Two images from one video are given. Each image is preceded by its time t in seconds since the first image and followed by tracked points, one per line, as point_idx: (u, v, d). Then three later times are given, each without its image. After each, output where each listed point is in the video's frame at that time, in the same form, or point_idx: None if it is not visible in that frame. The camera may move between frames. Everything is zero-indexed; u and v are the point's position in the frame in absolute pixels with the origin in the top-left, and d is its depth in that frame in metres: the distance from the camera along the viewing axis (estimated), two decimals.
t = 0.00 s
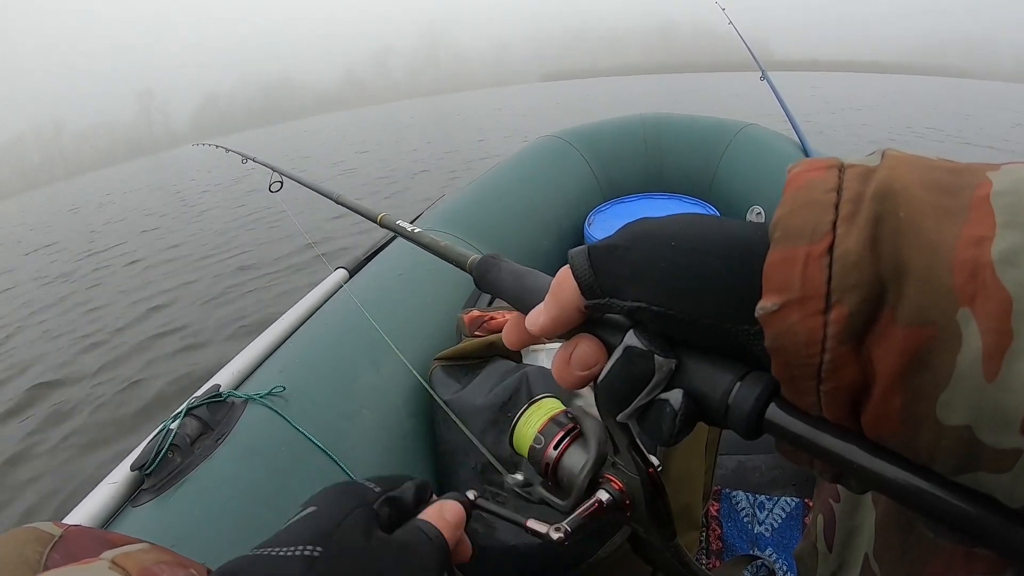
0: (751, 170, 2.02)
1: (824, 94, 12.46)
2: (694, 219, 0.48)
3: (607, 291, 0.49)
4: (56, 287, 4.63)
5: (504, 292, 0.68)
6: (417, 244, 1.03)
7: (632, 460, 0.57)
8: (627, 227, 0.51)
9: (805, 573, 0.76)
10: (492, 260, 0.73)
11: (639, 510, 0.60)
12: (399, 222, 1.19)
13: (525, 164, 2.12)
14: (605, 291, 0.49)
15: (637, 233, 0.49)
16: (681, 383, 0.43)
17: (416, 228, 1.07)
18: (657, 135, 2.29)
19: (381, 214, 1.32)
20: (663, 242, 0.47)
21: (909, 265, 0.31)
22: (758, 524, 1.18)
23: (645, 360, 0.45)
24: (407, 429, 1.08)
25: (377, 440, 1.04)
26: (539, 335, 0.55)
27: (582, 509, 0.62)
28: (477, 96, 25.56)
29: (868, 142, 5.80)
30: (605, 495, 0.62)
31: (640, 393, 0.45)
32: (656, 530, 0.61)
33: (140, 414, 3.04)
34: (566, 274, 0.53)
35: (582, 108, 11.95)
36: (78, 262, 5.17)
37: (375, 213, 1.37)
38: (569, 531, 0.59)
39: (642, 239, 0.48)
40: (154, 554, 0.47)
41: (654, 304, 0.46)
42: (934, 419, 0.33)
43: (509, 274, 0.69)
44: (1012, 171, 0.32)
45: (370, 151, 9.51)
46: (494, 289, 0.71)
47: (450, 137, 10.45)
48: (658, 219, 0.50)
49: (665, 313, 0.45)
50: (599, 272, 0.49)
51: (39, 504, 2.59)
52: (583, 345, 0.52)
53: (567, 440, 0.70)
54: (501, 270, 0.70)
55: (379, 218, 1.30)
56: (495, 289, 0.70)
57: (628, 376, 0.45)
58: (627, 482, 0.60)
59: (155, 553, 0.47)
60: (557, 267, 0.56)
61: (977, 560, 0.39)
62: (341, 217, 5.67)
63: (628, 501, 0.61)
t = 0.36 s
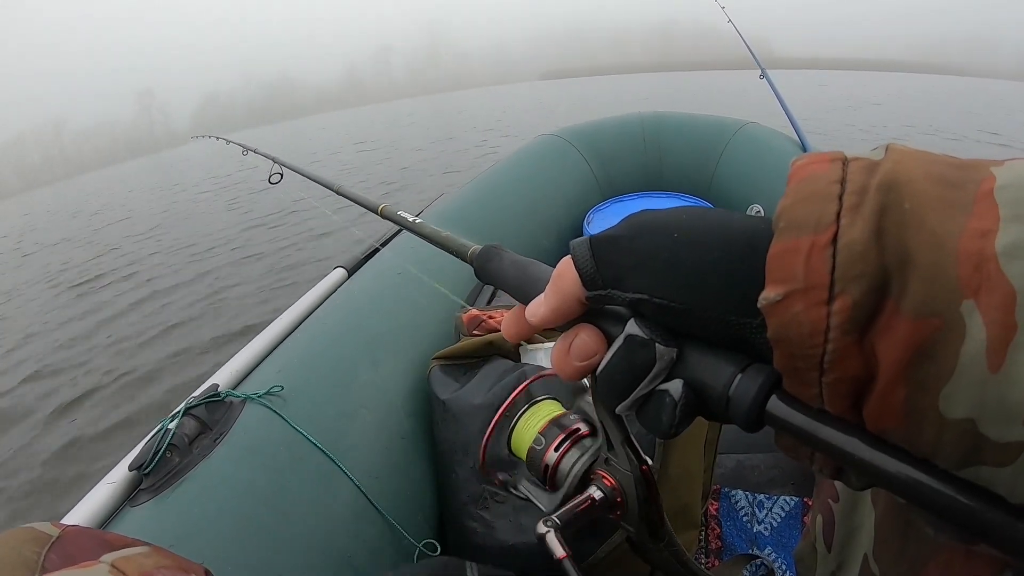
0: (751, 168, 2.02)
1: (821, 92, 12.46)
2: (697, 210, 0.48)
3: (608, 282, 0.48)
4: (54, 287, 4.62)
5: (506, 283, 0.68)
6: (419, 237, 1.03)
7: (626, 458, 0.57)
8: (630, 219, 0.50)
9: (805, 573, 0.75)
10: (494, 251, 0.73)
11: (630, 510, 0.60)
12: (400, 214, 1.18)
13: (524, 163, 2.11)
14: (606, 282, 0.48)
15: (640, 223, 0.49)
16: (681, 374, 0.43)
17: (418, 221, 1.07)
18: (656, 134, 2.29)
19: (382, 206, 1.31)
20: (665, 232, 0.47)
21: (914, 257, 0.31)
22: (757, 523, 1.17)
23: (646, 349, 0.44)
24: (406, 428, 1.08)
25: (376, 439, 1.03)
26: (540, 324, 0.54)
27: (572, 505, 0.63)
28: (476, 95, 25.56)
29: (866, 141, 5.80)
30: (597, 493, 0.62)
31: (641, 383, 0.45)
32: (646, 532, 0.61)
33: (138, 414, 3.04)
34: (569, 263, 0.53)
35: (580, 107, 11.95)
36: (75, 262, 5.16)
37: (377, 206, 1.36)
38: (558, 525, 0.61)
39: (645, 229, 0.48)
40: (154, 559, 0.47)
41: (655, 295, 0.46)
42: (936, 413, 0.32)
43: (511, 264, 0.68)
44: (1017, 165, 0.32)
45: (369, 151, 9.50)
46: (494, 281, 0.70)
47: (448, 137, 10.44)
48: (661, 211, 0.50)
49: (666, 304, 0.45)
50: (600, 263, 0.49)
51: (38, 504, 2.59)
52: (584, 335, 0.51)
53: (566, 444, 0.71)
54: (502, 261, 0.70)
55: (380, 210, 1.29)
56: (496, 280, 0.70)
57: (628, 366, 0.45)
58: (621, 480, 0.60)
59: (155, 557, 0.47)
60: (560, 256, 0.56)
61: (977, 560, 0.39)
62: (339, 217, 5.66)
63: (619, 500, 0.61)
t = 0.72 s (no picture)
0: (750, 168, 2.02)
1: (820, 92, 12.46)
2: (695, 216, 0.48)
3: (606, 289, 0.48)
4: (53, 287, 4.61)
5: (504, 289, 0.67)
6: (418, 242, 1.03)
7: (631, 459, 0.56)
8: (627, 225, 0.50)
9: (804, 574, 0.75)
10: (493, 257, 0.73)
11: (637, 510, 0.60)
12: (400, 219, 1.18)
13: (523, 163, 2.11)
14: (604, 289, 0.48)
15: (637, 229, 0.49)
16: (681, 380, 0.43)
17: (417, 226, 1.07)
18: (655, 133, 2.29)
19: (382, 211, 1.31)
20: (663, 239, 0.47)
21: (911, 261, 0.31)
22: (757, 523, 1.17)
23: (645, 356, 0.44)
24: (405, 429, 1.08)
25: (375, 440, 1.03)
26: (540, 331, 0.54)
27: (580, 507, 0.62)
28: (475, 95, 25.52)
29: (865, 140, 5.81)
30: (604, 494, 0.62)
31: (641, 389, 0.45)
32: (655, 531, 0.61)
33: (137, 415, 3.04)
34: (567, 271, 0.53)
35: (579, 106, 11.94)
36: (74, 263, 5.15)
37: (376, 211, 1.36)
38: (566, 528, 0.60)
39: (642, 235, 0.48)
40: (148, 558, 0.47)
41: (654, 301, 0.46)
42: (935, 417, 0.32)
43: (509, 271, 0.68)
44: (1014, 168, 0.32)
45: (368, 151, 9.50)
46: (493, 286, 0.70)
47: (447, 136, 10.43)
48: (659, 216, 0.50)
49: (665, 310, 0.45)
50: (598, 270, 0.49)
51: (37, 505, 2.58)
52: (583, 341, 0.51)
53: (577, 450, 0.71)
54: (501, 267, 0.70)
55: (380, 216, 1.29)
56: (495, 285, 0.70)
57: (628, 372, 0.45)
58: (625, 482, 0.60)
59: (151, 557, 0.47)
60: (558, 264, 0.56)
61: (976, 562, 0.39)
62: (338, 217, 5.66)
63: (626, 500, 0.61)
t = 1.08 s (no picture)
0: (750, 167, 2.02)
1: (820, 91, 12.46)
2: (696, 223, 0.48)
3: (607, 297, 0.48)
4: (52, 287, 4.60)
5: (504, 295, 0.67)
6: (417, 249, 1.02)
7: (627, 469, 0.56)
8: (627, 233, 0.50)
9: None
10: (493, 262, 0.73)
11: (632, 520, 0.60)
12: (399, 226, 1.17)
13: (522, 162, 2.11)
14: (605, 297, 0.48)
15: (638, 237, 0.49)
16: (683, 386, 0.43)
17: (416, 232, 1.06)
18: (655, 132, 2.28)
19: (381, 217, 1.30)
20: (664, 246, 0.47)
21: (915, 266, 0.31)
22: (757, 523, 1.17)
23: (646, 362, 0.44)
24: (405, 430, 1.07)
25: (375, 441, 1.03)
26: (539, 341, 0.54)
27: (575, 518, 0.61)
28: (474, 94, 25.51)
29: (865, 139, 5.80)
30: (599, 506, 0.61)
31: (642, 396, 0.44)
32: (648, 543, 0.61)
33: (137, 415, 3.03)
34: (567, 279, 0.53)
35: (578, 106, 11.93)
36: (73, 263, 5.14)
37: (374, 217, 1.36)
38: (563, 537, 0.59)
39: (643, 243, 0.48)
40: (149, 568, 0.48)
41: (655, 309, 0.45)
42: (937, 423, 0.32)
43: (510, 277, 0.68)
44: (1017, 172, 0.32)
45: (368, 150, 9.49)
46: (493, 292, 0.70)
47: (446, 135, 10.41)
48: (660, 222, 0.50)
49: (667, 318, 0.45)
50: (599, 278, 0.49)
51: (38, 506, 2.58)
52: (584, 348, 0.51)
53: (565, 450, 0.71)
54: (501, 272, 0.70)
55: (379, 221, 1.28)
56: (495, 291, 0.70)
57: (629, 380, 0.45)
58: (622, 492, 0.60)
59: (155, 567, 0.48)
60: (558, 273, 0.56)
61: (980, 566, 0.39)
62: (338, 216, 5.65)
63: (621, 511, 0.60)
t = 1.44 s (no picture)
0: (750, 168, 2.01)
1: (820, 91, 12.45)
2: (694, 226, 0.48)
3: (607, 300, 0.48)
4: (53, 287, 4.61)
5: (504, 298, 0.67)
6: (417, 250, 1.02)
7: (632, 468, 0.56)
8: (626, 236, 0.50)
9: None
10: (493, 265, 0.73)
11: (638, 518, 0.61)
12: (399, 227, 1.17)
13: (523, 163, 2.10)
14: (604, 301, 0.48)
15: (637, 240, 0.49)
16: (682, 391, 0.43)
17: (416, 234, 1.06)
18: (655, 133, 2.28)
19: (382, 219, 1.30)
20: (662, 250, 0.47)
21: (913, 271, 0.31)
22: (757, 524, 1.17)
23: (646, 366, 0.44)
24: (405, 431, 1.07)
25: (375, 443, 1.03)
26: (538, 344, 0.54)
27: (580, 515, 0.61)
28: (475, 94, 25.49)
29: (866, 139, 5.80)
30: (604, 504, 0.61)
31: (641, 400, 0.44)
32: (654, 539, 0.62)
33: (138, 414, 3.03)
34: (566, 282, 0.53)
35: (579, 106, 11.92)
36: (74, 262, 5.14)
37: (374, 218, 1.35)
38: (568, 536, 0.59)
39: (642, 246, 0.48)
40: (143, 563, 0.46)
41: (654, 313, 0.45)
42: (937, 428, 0.32)
43: (510, 279, 0.68)
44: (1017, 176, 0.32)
45: (369, 150, 9.49)
46: (493, 295, 0.70)
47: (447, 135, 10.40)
48: (658, 226, 0.50)
49: (665, 321, 0.45)
50: (598, 281, 0.49)
51: (39, 505, 2.59)
52: (584, 351, 0.51)
53: (562, 445, 0.66)
54: (501, 275, 0.70)
55: (379, 222, 1.28)
56: (495, 293, 0.70)
57: (629, 383, 0.45)
58: (627, 491, 0.60)
59: (148, 563, 0.46)
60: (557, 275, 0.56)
61: (979, 570, 0.39)
62: (338, 216, 5.65)
63: (627, 509, 0.61)
